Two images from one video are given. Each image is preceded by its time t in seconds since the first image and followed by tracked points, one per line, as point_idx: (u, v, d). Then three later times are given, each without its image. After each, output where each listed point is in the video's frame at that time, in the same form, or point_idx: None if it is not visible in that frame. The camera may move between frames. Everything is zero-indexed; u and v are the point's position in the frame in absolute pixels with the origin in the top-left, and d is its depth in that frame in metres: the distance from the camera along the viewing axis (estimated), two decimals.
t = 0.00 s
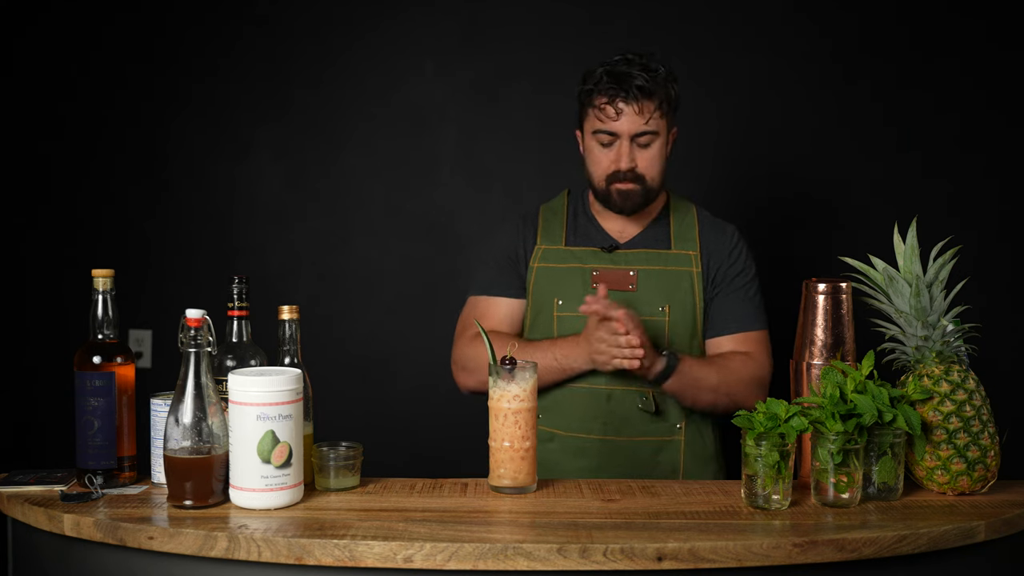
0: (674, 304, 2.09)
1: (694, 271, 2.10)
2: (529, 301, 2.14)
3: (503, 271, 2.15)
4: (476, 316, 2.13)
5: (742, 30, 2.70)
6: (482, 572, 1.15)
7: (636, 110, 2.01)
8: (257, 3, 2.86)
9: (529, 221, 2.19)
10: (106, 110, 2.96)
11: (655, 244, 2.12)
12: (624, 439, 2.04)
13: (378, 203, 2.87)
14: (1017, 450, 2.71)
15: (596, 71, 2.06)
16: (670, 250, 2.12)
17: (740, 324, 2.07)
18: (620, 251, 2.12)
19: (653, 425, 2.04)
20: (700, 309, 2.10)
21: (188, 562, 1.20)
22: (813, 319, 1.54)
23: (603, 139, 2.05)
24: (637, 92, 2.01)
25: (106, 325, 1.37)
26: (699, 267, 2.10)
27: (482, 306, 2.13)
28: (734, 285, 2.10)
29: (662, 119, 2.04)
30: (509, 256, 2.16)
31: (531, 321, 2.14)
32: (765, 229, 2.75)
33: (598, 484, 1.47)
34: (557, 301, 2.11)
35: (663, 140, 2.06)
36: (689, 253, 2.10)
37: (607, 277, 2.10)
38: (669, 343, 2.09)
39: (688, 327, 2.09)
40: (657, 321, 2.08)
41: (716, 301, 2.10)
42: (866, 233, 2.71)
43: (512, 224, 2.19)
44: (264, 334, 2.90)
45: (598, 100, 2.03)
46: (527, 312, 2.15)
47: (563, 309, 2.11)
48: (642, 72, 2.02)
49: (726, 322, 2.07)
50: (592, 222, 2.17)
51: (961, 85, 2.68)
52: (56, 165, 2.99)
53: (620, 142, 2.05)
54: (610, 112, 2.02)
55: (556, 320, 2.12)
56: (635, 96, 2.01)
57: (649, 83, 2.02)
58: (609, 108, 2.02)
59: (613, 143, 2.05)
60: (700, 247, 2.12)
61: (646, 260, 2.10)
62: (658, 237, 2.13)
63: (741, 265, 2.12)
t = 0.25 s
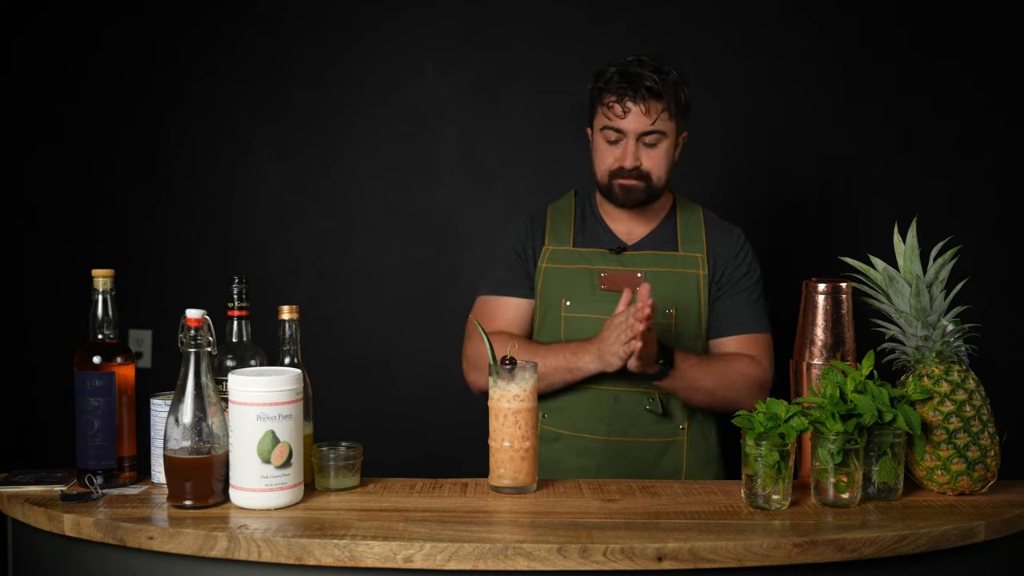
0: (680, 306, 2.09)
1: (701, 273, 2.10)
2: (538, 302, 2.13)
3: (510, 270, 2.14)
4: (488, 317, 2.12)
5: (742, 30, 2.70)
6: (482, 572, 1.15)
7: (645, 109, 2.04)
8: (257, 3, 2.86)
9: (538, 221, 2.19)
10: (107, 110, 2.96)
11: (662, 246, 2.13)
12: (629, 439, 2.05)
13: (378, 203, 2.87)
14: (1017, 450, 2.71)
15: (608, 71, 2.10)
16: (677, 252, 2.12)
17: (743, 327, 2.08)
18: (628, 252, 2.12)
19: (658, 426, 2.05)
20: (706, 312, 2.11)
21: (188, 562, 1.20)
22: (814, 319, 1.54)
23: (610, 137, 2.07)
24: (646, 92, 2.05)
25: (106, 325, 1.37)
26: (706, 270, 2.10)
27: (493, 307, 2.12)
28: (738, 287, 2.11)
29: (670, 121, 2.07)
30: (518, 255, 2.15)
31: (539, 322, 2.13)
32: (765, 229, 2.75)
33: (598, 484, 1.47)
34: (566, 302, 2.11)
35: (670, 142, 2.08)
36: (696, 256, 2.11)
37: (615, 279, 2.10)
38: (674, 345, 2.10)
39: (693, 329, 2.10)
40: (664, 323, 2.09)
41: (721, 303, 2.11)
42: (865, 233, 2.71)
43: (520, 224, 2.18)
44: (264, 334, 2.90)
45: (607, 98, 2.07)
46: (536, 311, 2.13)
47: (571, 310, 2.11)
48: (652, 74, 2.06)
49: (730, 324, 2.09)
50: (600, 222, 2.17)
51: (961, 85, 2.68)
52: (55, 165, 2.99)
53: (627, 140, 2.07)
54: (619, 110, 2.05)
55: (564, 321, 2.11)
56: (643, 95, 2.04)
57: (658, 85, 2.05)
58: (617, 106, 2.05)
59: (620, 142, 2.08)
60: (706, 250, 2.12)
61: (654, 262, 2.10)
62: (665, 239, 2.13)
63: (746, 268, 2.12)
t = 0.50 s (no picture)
0: (681, 307, 2.08)
1: (702, 275, 2.09)
2: (539, 301, 2.13)
3: (512, 269, 2.14)
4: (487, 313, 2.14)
5: (742, 30, 2.70)
6: (482, 572, 1.15)
7: (641, 97, 2.02)
8: (257, 3, 2.86)
9: (541, 220, 2.19)
10: (107, 110, 2.96)
11: (663, 247, 2.12)
12: (628, 439, 2.04)
13: (378, 203, 2.87)
14: (1017, 450, 2.71)
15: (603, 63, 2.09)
16: (678, 253, 2.11)
17: (744, 328, 2.08)
18: (629, 253, 2.10)
19: (656, 426, 2.04)
20: (706, 313, 2.10)
21: (188, 562, 1.20)
22: (814, 319, 1.54)
23: (608, 129, 2.05)
24: (641, 80, 2.03)
25: (106, 325, 1.37)
26: (707, 271, 2.09)
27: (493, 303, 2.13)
28: (739, 288, 2.11)
29: (667, 108, 2.05)
30: (520, 254, 2.15)
31: (541, 321, 2.13)
32: (765, 230, 2.75)
33: (598, 484, 1.47)
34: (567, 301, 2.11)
35: (668, 130, 2.06)
36: (697, 257, 2.09)
37: (616, 279, 2.08)
38: (675, 346, 2.09)
39: (693, 331, 2.09)
40: (664, 324, 2.08)
41: (721, 304, 2.11)
42: (865, 233, 2.71)
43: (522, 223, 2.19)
44: (264, 334, 2.90)
45: (603, 89, 2.05)
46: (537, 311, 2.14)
47: (572, 309, 2.10)
48: (647, 62, 2.04)
49: (731, 325, 2.09)
50: (602, 222, 2.17)
51: (961, 85, 2.68)
52: (55, 165, 2.99)
53: (625, 131, 2.05)
54: (615, 101, 2.03)
55: (564, 320, 2.11)
56: (639, 83, 2.02)
57: (653, 72, 2.03)
58: (613, 96, 2.03)
59: (618, 133, 2.06)
60: (708, 251, 2.11)
61: (656, 263, 2.08)
62: (666, 239, 2.13)
63: (747, 269, 2.12)
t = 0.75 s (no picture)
0: (673, 304, 2.07)
1: (695, 271, 2.08)
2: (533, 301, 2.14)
3: (506, 270, 2.16)
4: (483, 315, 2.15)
5: (742, 30, 2.70)
6: (482, 572, 1.15)
7: (620, 92, 2.04)
8: (257, 3, 2.86)
9: (536, 224, 2.21)
10: (107, 110, 2.96)
11: (656, 245, 2.10)
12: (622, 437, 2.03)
13: (378, 203, 2.87)
14: (1017, 450, 2.71)
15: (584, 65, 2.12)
16: (671, 249, 2.09)
17: (739, 324, 2.04)
18: (621, 251, 2.09)
19: (650, 424, 2.03)
20: (699, 310, 2.08)
21: (188, 562, 1.20)
22: (813, 319, 1.54)
23: (591, 126, 2.08)
24: (620, 76, 2.05)
25: (106, 326, 1.37)
26: (701, 267, 2.08)
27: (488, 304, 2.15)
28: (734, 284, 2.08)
29: (649, 102, 2.05)
30: (515, 255, 2.17)
31: (536, 321, 2.14)
32: (765, 229, 2.75)
33: (598, 484, 1.47)
34: (558, 301, 2.10)
35: (653, 125, 2.07)
36: (690, 253, 2.08)
37: (607, 277, 2.08)
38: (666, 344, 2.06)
39: (686, 327, 2.08)
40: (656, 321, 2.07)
41: (715, 300, 2.08)
42: (865, 233, 2.71)
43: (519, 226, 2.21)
44: (264, 335, 2.90)
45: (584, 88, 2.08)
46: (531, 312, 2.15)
47: (563, 308, 2.09)
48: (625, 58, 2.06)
49: (725, 322, 2.05)
50: (596, 221, 2.17)
51: (961, 85, 2.68)
52: (56, 166, 2.99)
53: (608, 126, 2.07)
54: (595, 98, 2.06)
55: (556, 320, 2.10)
56: (617, 79, 2.05)
57: (631, 67, 2.05)
58: (593, 94, 2.06)
59: (601, 129, 2.08)
60: (702, 247, 2.10)
61: (648, 261, 2.07)
62: (659, 237, 2.11)
63: (743, 266, 2.09)
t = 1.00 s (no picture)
0: (659, 302, 2.05)
1: (680, 268, 2.06)
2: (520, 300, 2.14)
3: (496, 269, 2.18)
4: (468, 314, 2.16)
5: (742, 30, 2.70)
6: (482, 572, 1.15)
7: (615, 102, 1.96)
8: (257, 3, 2.86)
9: (523, 224, 2.21)
10: (107, 110, 2.96)
11: (642, 242, 2.09)
12: (606, 436, 2.02)
13: (378, 203, 2.87)
14: (1017, 450, 2.71)
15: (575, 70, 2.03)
16: (656, 247, 2.08)
17: (727, 322, 2.01)
18: (606, 249, 2.09)
19: (635, 422, 2.01)
20: (685, 308, 2.06)
21: (188, 562, 1.20)
22: (814, 319, 1.54)
23: (585, 135, 2.00)
24: (614, 85, 1.97)
25: (106, 325, 1.37)
26: (685, 264, 2.06)
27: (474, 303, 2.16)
28: (722, 282, 2.05)
29: (643, 110, 1.99)
30: (502, 254, 2.18)
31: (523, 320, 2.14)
32: (765, 229, 2.75)
33: (598, 484, 1.47)
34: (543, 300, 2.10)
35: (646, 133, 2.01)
36: (675, 251, 2.06)
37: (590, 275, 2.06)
38: (651, 342, 2.05)
39: (673, 325, 2.05)
40: (640, 319, 2.05)
41: (702, 298, 2.06)
42: (865, 233, 2.71)
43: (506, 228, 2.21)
44: (264, 334, 2.90)
45: (577, 96, 1.99)
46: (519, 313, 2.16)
47: (548, 307, 2.09)
48: (619, 66, 1.98)
49: (714, 319, 2.03)
50: (581, 220, 2.16)
51: (961, 85, 2.68)
52: (57, 166, 2.99)
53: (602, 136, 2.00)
54: (589, 107, 1.98)
55: (542, 318, 2.10)
56: (612, 88, 1.97)
57: (625, 76, 1.98)
58: (587, 103, 1.98)
59: (595, 139, 2.00)
60: (687, 245, 2.08)
61: (632, 258, 2.06)
62: (644, 234, 2.10)
63: (730, 263, 2.06)
